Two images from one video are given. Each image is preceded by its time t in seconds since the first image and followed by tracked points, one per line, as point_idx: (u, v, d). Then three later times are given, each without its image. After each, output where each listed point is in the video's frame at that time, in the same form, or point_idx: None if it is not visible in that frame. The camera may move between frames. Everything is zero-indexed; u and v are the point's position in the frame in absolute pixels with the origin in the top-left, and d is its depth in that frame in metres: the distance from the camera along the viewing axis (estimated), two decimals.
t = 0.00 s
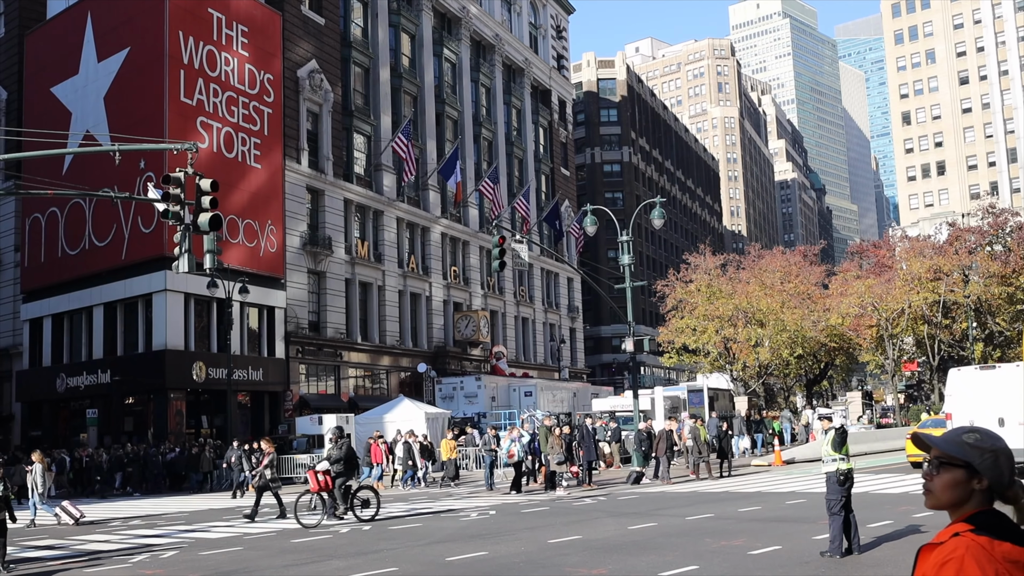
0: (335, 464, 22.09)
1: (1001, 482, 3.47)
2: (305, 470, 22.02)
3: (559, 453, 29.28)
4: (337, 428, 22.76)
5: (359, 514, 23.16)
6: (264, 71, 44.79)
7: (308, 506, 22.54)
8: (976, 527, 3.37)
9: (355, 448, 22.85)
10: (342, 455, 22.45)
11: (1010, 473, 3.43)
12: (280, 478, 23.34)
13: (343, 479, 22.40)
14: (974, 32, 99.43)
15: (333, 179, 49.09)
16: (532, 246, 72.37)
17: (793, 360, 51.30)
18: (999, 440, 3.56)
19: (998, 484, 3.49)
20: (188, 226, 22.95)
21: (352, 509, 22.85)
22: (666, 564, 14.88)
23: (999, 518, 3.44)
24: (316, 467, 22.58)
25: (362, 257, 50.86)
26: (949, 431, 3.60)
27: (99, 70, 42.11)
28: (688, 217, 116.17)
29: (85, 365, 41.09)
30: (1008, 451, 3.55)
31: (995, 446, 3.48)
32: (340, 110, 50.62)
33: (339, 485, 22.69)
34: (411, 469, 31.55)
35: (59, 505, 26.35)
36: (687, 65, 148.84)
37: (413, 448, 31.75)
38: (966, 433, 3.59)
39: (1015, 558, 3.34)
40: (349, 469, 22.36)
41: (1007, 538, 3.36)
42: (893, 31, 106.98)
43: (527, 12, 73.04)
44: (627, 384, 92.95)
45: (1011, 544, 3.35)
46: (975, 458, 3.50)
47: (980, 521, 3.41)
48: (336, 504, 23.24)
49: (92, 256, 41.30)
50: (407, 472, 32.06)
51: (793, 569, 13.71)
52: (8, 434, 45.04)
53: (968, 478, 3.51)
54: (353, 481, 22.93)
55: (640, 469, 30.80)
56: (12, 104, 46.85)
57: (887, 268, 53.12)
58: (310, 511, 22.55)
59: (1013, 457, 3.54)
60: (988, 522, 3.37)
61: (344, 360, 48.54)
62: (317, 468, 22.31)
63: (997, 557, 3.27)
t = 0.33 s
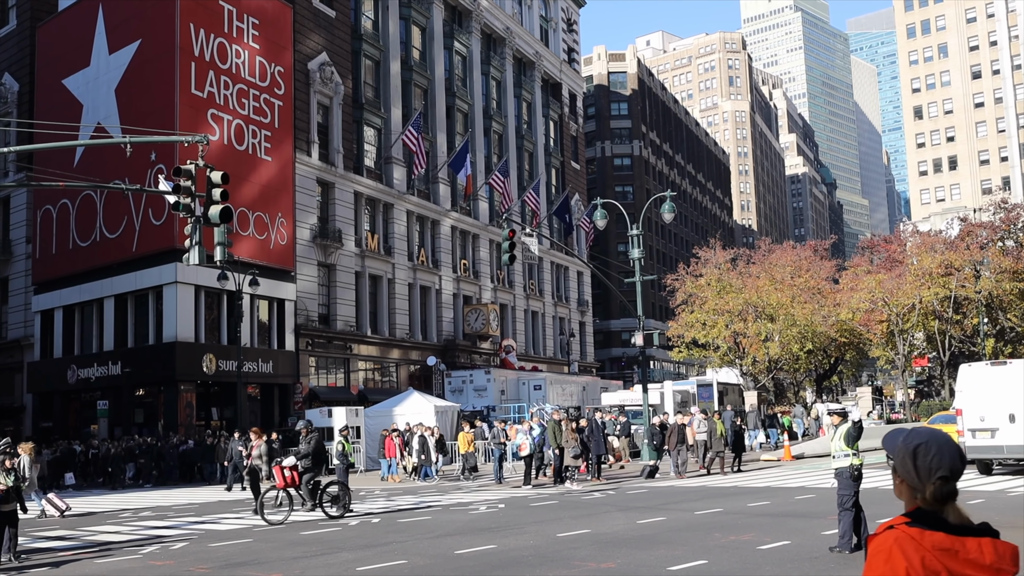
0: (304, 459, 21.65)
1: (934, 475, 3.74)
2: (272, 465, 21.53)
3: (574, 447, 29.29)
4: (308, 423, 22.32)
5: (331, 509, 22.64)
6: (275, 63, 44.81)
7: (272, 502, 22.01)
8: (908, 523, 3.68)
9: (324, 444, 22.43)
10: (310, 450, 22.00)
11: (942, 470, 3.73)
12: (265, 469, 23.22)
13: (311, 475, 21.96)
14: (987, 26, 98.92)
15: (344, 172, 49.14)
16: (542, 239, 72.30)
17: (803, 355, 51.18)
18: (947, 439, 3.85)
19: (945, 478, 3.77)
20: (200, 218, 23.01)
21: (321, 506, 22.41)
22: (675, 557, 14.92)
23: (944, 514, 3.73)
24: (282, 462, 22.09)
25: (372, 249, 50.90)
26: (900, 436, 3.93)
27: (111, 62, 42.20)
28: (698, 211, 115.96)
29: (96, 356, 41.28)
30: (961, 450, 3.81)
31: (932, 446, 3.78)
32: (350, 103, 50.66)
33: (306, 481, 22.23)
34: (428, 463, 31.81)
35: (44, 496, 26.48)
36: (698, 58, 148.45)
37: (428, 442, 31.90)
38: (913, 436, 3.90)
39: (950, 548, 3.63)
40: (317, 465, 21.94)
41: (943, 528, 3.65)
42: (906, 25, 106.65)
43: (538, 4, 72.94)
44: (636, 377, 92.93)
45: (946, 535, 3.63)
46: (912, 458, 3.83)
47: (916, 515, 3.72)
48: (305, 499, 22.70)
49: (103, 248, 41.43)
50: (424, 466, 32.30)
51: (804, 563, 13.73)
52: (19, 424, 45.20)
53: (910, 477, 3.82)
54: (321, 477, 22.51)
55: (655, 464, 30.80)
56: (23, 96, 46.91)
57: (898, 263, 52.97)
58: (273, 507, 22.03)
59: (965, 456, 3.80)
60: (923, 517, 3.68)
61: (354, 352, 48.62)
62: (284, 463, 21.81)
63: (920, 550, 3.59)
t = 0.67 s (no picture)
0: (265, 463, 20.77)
1: (857, 476, 3.83)
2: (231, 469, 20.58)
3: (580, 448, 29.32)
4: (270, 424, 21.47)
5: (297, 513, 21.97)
6: (278, 64, 44.86)
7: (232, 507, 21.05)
8: (833, 524, 3.80)
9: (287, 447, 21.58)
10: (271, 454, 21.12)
11: (863, 470, 3.82)
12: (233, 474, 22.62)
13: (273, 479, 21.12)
14: (990, 30, 98.91)
15: (346, 172, 49.17)
16: (544, 241, 72.29)
17: (804, 357, 51.08)
18: (871, 440, 3.94)
19: (867, 477, 3.86)
20: (202, 218, 23.01)
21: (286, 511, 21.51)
22: (675, 560, 14.88)
23: (864, 509, 3.85)
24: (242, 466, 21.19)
25: (374, 250, 50.89)
26: (826, 436, 4.01)
27: (114, 62, 42.23)
28: (701, 213, 115.98)
29: (97, 356, 41.28)
30: (882, 450, 3.91)
31: (853, 447, 3.87)
32: (353, 104, 50.71)
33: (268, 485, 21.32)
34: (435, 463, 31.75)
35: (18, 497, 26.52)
36: (701, 61, 148.48)
37: (436, 444, 31.81)
38: (838, 436, 3.98)
39: (871, 547, 3.77)
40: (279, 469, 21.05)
41: (865, 527, 3.79)
42: (910, 28, 106.79)
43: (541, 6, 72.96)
44: (637, 379, 92.94)
45: (869, 533, 3.77)
46: (835, 460, 3.92)
47: (841, 515, 3.84)
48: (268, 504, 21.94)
49: (105, 247, 41.44)
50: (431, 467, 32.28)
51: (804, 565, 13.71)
52: (21, 423, 45.23)
53: (835, 477, 3.91)
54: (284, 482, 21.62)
55: (662, 467, 30.58)
56: (26, 95, 46.96)
57: (900, 266, 52.94)
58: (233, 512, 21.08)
59: (887, 456, 3.89)
60: (847, 516, 3.80)
61: (355, 353, 48.61)
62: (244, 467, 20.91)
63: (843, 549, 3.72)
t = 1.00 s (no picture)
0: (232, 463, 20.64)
1: (811, 463, 3.99)
2: (199, 469, 20.46)
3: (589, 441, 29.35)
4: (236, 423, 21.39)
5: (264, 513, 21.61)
6: (280, 61, 44.83)
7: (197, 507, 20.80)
8: (788, 508, 3.92)
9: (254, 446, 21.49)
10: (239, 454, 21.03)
11: (819, 457, 3.99)
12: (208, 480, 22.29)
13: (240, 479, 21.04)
14: (992, 27, 98.83)
15: (348, 170, 49.17)
16: (546, 238, 72.29)
17: (806, 355, 51.00)
18: (829, 429, 4.13)
19: (824, 466, 4.00)
20: (203, 215, 22.99)
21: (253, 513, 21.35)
22: (676, 557, 14.89)
23: (819, 496, 3.99)
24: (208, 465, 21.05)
25: (376, 248, 50.90)
26: (789, 427, 4.18)
27: (115, 59, 42.21)
28: (702, 211, 115.95)
29: (99, 353, 41.27)
30: (839, 440, 4.09)
31: (808, 436, 4.07)
32: (354, 101, 50.68)
33: (233, 485, 21.22)
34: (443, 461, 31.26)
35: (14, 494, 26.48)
36: (703, 58, 148.30)
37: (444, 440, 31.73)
38: (797, 429, 4.16)
39: (823, 532, 3.88)
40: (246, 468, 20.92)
41: (819, 513, 3.91)
42: (911, 25, 106.71)
43: (543, 3, 72.87)
44: (638, 377, 92.97)
45: (822, 520, 3.89)
46: (793, 450, 4.10)
47: (798, 501, 3.98)
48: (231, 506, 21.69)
49: (107, 244, 41.45)
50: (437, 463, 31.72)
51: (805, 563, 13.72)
52: (23, 420, 45.21)
53: (794, 466, 4.05)
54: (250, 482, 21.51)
55: (672, 464, 30.33)
56: (28, 92, 46.99)
57: (901, 263, 52.90)
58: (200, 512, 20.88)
59: (844, 446, 4.07)
60: (803, 503, 3.93)
61: (357, 351, 48.65)
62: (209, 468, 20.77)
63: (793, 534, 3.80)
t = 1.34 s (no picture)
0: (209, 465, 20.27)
1: (797, 455, 4.32)
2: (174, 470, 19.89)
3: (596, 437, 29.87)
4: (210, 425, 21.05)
5: (235, 517, 21.20)
6: (283, 61, 44.84)
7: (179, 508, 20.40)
8: (770, 502, 3.92)
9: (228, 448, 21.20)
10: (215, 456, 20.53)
11: (803, 452, 4.30)
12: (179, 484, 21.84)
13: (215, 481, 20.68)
14: (995, 28, 98.82)
15: (351, 170, 49.17)
16: (548, 239, 72.31)
17: (809, 355, 50.96)
18: (813, 428, 4.50)
19: (806, 460, 4.31)
20: (206, 215, 23.00)
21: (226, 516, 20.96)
22: (679, 558, 14.89)
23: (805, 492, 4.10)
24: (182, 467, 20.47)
25: (378, 248, 50.92)
26: (777, 426, 4.55)
27: (119, 59, 42.23)
28: (705, 211, 115.88)
29: (102, 352, 41.26)
30: (823, 439, 4.44)
31: (794, 433, 4.42)
32: (357, 101, 50.69)
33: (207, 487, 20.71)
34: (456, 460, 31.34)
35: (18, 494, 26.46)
36: (706, 58, 148.12)
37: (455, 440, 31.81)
38: (783, 426, 4.57)
39: (804, 526, 3.85)
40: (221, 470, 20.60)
41: (802, 506, 3.89)
42: (915, 26, 106.66)
43: (546, 3, 72.89)
44: (641, 377, 92.98)
45: (807, 514, 3.87)
46: (780, 447, 4.45)
47: (778, 495, 3.98)
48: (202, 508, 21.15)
49: (110, 244, 41.47)
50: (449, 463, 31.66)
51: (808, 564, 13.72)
52: (25, 420, 45.18)
53: (778, 459, 4.41)
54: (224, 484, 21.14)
55: (682, 465, 30.26)
56: (31, 92, 47.02)
57: (904, 264, 52.86)
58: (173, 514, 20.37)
59: (824, 444, 4.43)
60: (785, 495, 3.94)
61: (359, 350, 48.64)
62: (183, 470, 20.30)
63: (778, 525, 3.80)
